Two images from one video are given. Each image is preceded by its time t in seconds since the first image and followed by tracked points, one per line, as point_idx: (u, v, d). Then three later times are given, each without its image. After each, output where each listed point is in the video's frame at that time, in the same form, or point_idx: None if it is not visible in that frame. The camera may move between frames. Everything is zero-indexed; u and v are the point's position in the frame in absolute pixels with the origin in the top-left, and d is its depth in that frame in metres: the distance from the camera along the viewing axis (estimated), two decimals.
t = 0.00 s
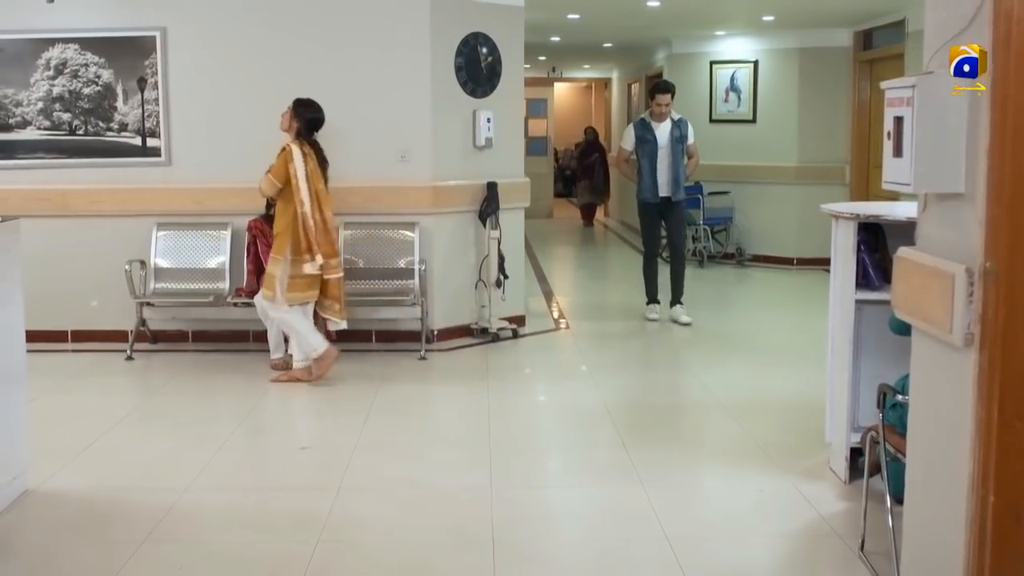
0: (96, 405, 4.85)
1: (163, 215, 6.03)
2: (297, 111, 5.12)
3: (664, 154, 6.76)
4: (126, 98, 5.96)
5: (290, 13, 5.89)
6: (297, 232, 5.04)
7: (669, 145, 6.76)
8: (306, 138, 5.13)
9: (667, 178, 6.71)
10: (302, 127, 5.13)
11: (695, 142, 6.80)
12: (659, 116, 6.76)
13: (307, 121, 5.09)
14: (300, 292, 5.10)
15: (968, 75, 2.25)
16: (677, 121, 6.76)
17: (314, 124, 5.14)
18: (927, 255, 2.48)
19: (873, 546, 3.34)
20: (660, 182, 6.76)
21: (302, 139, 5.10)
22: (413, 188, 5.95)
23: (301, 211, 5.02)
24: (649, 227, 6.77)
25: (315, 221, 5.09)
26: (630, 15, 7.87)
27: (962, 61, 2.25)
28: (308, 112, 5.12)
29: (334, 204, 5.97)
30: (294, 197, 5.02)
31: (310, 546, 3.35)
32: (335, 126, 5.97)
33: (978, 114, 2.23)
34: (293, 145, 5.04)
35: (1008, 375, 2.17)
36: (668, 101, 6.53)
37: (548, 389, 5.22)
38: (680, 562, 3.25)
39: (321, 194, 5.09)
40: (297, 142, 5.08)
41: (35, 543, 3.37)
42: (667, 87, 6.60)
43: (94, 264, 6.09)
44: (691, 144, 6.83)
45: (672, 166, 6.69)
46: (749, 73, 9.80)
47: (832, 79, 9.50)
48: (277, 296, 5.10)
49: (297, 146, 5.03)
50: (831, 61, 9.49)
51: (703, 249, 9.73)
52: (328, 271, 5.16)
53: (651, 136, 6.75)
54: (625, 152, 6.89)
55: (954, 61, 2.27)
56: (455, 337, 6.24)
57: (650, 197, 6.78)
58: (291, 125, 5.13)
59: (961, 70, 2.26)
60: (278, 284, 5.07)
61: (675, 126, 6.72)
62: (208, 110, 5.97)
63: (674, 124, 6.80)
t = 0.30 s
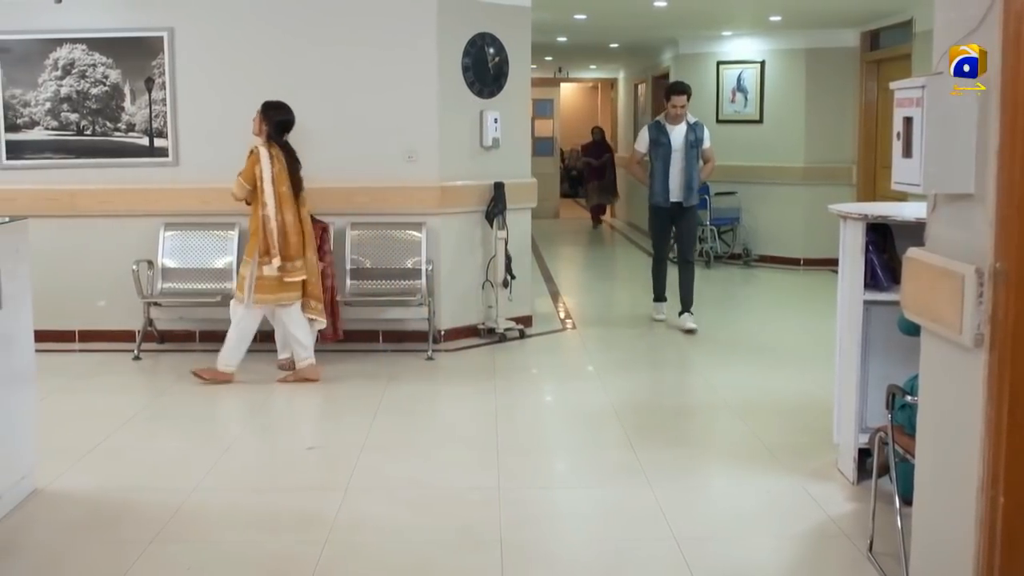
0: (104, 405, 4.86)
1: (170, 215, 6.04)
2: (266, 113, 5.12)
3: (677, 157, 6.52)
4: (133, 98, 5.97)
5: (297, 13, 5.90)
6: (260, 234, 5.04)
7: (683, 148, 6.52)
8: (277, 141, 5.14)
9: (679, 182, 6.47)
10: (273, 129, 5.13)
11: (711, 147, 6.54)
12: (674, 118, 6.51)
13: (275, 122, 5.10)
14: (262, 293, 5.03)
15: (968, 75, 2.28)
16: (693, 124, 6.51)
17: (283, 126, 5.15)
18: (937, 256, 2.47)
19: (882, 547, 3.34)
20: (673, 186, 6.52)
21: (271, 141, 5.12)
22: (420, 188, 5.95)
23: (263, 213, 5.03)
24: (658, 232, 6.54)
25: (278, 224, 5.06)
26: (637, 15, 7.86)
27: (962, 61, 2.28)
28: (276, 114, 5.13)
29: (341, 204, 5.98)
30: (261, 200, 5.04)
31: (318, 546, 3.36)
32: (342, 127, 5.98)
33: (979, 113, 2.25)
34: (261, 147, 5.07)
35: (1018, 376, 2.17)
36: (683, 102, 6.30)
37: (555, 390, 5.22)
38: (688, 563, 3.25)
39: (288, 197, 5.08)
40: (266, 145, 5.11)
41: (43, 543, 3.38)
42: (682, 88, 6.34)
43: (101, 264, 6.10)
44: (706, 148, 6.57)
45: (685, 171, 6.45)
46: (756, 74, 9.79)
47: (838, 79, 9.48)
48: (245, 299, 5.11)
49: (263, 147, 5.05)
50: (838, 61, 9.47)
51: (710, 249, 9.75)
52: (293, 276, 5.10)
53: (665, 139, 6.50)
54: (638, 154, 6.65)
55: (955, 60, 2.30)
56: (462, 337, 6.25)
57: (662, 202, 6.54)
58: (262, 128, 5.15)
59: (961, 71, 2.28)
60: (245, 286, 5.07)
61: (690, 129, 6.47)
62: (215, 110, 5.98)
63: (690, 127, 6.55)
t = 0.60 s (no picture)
0: (116, 404, 4.87)
1: (182, 216, 6.05)
2: (232, 111, 5.11)
3: (696, 154, 6.23)
4: (146, 99, 5.99)
5: (309, 14, 5.91)
6: (221, 232, 5.09)
7: (702, 145, 6.22)
8: (242, 139, 5.13)
9: (698, 180, 6.20)
10: (238, 126, 5.12)
11: (733, 144, 6.23)
12: (693, 113, 6.21)
13: (239, 120, 5.08)
14: (222, 291, 5.08)
15: (968, 75, 2.30)
16: (714, 120, 6.20)
17: (248, 124, 5.13)
18: (950, 257, 2.47)
19: (896, 548, 3.32)
20: (692, 184, 6.26)
21: (236, 140, 5.12)
22: (432, 188, 5.95)
23: (224, 211, 5.07)
24: (675, 232, 6.26)
25: (238, 223, 5.09)
26: (648, 16, 7.85)
27: (962, 61, 2.32)
28: (241, 112, 5.11)
29: (353, 205, 5.99)
30: (223, 198, 5.07)
31: (330, 546, 3.36)
32: (354, 127, 5.99)
33: (977, 113, 2.28)
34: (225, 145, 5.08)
35: None
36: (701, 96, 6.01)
37: (564, 390, 5.20)
38: (701, 564, 3.24)
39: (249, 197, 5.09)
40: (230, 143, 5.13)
41: (56, 542, 3.39)
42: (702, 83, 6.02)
43: (114, 264, 6.12)
44: (728, 145, 6.27)
45: (704, 169, 6.16)
46: (767, 74, 9.77)
47: (850, 79, 9.46)
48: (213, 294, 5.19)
49: (226, 146, 5.06)
50: (850, 61, 9.44)
51: (721, 250, 9.80)
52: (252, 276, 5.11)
53: (684, 135, 6.21)
54: (655, 150, 6.36)
55: (955, 61, 2.33)
56: (474, 337, 6.25)
57: (679, 200, 6.26)
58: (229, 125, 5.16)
59: (962, 70, 2.32)
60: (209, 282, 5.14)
61: (710, 126, 6.17)
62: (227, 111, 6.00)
63: (712, 122, 6.24)
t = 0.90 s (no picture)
0: (126, 405, 4.88)
1: (191, 217, 6.07)
2: (206, 112, 5.08)
3: (707, 158, 6.10)
4: (155, 100, 6.01)
5: (318, 15, 5.92)
6: (201, 234, 5.06)
7: (713, 149, 6.10)
8: (219, 140, 5.12)
9: (709, 184, 6.06)
10: (215, 127, 5.11)
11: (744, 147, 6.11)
12: (702, 115, 6.08)
13: (216, 121, 5.06)
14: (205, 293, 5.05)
15: (968, 75, 2.34)
16: (724, 123, 6.09)
17: (225, 124, 5.12)
18: (962, 257, 2.47)
19: (906, 550, 3.31)
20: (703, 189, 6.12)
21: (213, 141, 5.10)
22: (440, 189, 5.96)
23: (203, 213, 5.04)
24: (687, 237, 6.10)
25: (219, 224, 5.08)
26: (657, 17, 7.85)
27: (962, 61, 2.35)
28: (214, 113, 5.08)
29: (362, 206, 6.00)
30: (202, 201, 5.05)
31: (340, 547, 3.37)
32: (362, 127, 6.00)
33: (978, 113, 2.30)
34: (203, 147, 5.07)
35: None
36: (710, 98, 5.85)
37: (572, 392, 5.20)
38: (710, 565, 3.23)
39: (229, 198, 5.09)
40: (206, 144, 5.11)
41: (66, 542, 3.40)
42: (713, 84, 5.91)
43: (123, 265, 6.13)
44: (738, 148, 6.15)
45: (715, 173, 6.03)
46: (776, 75, 9.76)
47: (858, 80, 9.44)
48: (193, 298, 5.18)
49: (205, 148, 5.04)
50: (858, 61, 9.42)
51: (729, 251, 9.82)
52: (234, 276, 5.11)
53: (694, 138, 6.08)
54: (664, 155, 6.22)
55: (955, 61, 2.37)
56: (482, 338, 6.25)
57: (690, 205, 6.12)
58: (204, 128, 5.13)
59: (961, 70, 2.35)
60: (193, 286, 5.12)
61: (721, 128, 6.05)
62: (236, 112, 6.01)
63: (721, 125, 6.11)
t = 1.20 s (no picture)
0: (135, 405, 4.89)
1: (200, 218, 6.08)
2: (180, 114, 5.05)
3: (713, 159, 5.97)
4: (165, 101, 6.03)
5: (327, 16, 5.93)
6: (184, 235, 5.06)
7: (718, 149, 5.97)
8: (194, 141, 5.11)
9: (717, 187, 5.92)
10: (190, 129, 5.09)
11: (748, 145, 6.00)
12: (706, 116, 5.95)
13: (192, 123, 5.04)
14: (190, 294, 5.07)
15: (968, 75, 2.47)
16: (728, 122, 5.97)
17: (201, 125, 5.11)
18: (976, 258, 2.46)
19: (918, 552, 3.30)
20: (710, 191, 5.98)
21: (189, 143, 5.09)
22: (450, 190, 5.96)
23: (187, 215, 5.05)
24: (697, 242, 5.95)
25: (202, 225, 5.09)
26: (666, 17, 7.85)
27: (961, 62, 2.49)
28: (189, 115, 5.04)
29: (371, 207, 6.00)
30: (182, 203, 5.04)
31: (351, 547, 3.37)
32: (372, 128, 6.01)
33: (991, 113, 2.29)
34: (180, 150, 5.05)
35: None
36: (710, 97, 5.77)
37: (582, 393, 5.20)
38: (721, 567, 3.22)
39: (209, 198, 5.10)
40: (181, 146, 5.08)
41: (77, 542, 3.40)
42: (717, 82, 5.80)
43: (132, 266, 6.14)
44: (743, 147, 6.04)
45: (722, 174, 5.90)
46: (785, 76, 9.76)
47: (867, 81, 9.43)
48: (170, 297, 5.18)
49: (182, 151, 5.03)
50: (867, 62, 9.40)
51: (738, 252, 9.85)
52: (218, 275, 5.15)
53: (699, 139, 5.94)
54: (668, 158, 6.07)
55: (956, 61, 2.51)
56: (491, 339, 6.25)
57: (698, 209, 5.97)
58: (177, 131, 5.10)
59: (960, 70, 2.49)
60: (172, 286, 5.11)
61: (726, 128, 5.93)
62: (245, 112, 6.02)
63: (724, 124, 5.99)
